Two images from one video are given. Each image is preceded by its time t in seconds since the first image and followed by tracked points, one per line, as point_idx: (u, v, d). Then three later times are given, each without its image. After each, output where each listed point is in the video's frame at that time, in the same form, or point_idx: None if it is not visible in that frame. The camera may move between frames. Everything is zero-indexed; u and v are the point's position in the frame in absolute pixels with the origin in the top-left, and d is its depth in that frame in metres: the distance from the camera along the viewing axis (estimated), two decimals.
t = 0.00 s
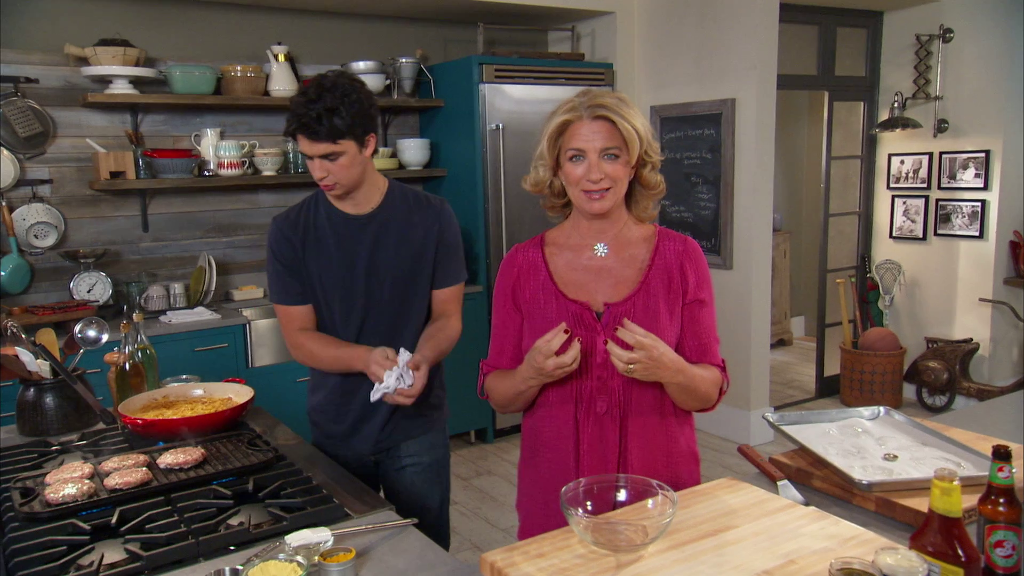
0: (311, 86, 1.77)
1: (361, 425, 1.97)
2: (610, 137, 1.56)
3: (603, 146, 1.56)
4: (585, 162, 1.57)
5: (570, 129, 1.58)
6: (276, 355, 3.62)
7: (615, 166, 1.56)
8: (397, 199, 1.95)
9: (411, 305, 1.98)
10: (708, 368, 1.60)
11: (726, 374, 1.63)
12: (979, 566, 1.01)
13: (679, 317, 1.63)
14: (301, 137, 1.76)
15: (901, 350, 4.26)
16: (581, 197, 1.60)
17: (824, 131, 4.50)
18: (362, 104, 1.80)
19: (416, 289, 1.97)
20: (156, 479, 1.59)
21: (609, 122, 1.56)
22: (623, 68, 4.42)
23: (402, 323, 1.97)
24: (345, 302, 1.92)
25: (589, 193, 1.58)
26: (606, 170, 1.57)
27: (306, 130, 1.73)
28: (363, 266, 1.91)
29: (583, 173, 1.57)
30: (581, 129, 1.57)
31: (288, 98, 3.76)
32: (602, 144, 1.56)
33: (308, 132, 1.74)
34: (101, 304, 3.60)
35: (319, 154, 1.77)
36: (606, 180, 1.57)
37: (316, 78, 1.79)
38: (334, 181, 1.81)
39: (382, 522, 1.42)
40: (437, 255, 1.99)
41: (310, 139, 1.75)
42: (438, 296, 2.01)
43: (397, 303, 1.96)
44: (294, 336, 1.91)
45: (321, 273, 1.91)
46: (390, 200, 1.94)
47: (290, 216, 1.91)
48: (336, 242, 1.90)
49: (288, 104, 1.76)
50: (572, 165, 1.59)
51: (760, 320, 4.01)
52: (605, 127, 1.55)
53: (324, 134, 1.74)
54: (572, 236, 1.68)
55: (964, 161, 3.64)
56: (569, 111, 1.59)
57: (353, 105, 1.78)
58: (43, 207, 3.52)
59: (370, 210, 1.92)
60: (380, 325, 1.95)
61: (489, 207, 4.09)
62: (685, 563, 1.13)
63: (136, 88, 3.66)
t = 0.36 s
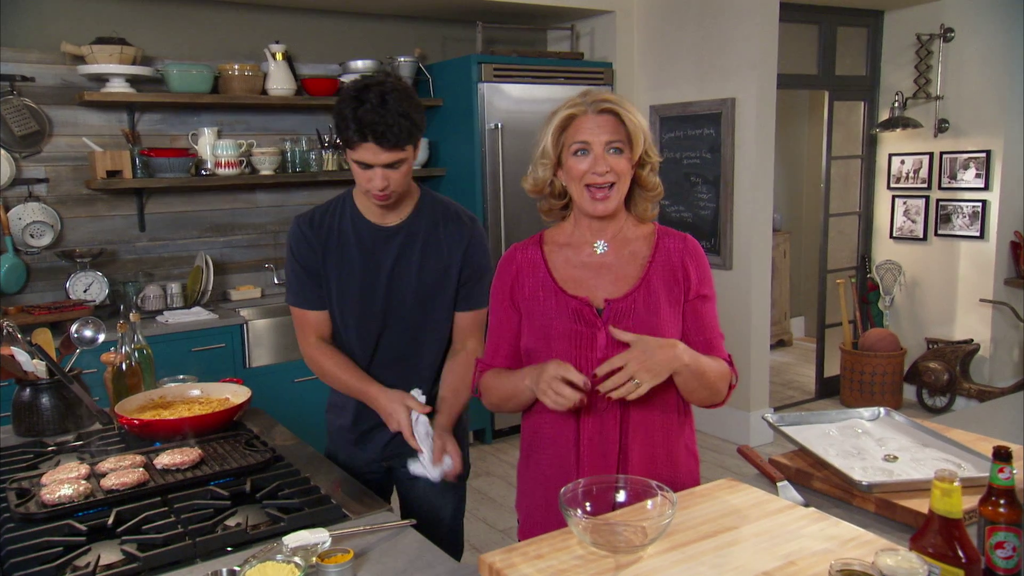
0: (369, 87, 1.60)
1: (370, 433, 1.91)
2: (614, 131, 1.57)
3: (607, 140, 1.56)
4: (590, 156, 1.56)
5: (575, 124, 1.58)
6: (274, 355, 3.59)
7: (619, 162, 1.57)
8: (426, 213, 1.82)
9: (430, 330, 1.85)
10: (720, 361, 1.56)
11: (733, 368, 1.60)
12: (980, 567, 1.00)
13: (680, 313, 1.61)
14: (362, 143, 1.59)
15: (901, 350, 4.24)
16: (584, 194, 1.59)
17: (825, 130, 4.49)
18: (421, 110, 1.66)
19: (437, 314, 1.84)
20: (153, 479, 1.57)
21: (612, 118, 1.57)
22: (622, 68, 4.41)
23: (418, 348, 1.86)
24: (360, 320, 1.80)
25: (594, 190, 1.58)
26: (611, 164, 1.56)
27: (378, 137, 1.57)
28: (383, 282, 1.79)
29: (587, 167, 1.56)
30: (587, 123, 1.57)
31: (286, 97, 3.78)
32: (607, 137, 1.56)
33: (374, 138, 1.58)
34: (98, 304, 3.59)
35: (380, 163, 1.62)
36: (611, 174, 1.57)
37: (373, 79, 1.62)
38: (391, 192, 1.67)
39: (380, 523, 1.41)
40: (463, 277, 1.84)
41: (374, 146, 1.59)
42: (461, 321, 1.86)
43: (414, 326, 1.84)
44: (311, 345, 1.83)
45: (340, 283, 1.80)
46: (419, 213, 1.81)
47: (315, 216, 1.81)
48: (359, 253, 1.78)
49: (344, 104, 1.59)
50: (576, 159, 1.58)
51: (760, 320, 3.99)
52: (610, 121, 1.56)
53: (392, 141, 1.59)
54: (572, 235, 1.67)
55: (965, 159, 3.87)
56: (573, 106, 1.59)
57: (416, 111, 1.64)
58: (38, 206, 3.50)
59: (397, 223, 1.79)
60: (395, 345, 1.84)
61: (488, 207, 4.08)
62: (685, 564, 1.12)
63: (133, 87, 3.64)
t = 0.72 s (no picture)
0: (415, 131, 1.56)
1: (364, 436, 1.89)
2: (613, 131, 1.59)
3: (605, 139, 1.58)
4: (588, 154, 1.58)
5: (573, 123, 1.60)
6: (268, 356, 3.59)
7: (617, 161, 1.58)
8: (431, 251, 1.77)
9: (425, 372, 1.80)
10: (706, 329, 1.50)
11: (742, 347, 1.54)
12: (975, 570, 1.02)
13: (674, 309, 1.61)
14: (413, 188, 1.56)
15: (898, 353, 4.23)
16: (581, 190, 1.59)
17: (822, 131, 4.49)
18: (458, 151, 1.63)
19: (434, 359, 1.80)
20: (145, 481, 1.56)
21: (611, 118, 1.60)
22: (619, 68, 4.41)
23: (412, 389, 1.81)
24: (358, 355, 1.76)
25: (591, 186, 1.59)
26: (609, 163, 1.58)
27: (433, 184, 1.56)
28: (384, 317, 1.75)
29: (585, 165, 1.58)
30: (586, 122, 1.59)
31: (281, 96, 3.77)
32: (605, 137, 1.58)
33: (428, 184, 1.56)
34: (90, 304, 3.56)
35: (426, 208, 1.60)
36: (608, 172, 1.58)
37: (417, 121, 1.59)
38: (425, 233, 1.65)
39: (374, 525, 1.40)
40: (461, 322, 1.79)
41: (418, 190, 1.56)
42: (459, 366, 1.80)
43: (409, 367, 1.79)
44: (317, 377, 1.74)
45: (339, 311, 1.73)
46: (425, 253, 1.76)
47: (319, 237, 1.74)
48: (362, 285, 1.73)
49: (388, 151, 1.54)
50: (574, 158, 1.59)
51: (756, 322, 3.99)
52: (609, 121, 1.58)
53: (441, 187, 1.57)
54: (567, 236, 1.66)
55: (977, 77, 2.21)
56: (572, 106, 1.61)
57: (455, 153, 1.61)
58: (30, 206, 3.48)
59: (402, 259, 1.74)
60: (389, 381, 1.79)
61: (483, 208, 4.07)
62: (681, 567, 1.10)
63: (126, 85, 3.61)
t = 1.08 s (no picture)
0: (450, 164, 1.53)
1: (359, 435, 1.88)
2: (605, 128, 1.60)
3: (598, 137, 1.59)
4: (581, 151, 1.59)
5: (566, 120, 1.61)
6: (263, 356, 3.58)
7: (609, 158, 1.59)
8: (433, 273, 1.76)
9: (418, 390, 1.81)
10: (707, 330, 1.50)
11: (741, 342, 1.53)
12: (971, 568, 1.01)
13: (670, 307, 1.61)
14: (444, 222, 1.54)
15: (895, 352, 4.21)
16: (574, 187, 1.60)
17: (818, 130, 4.49)
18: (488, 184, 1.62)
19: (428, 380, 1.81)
20: (139, 481, 1.55)
21: (604, 116, 1.60)
22: (616, 66, 4.40)
23: (404, 406, 1.81)
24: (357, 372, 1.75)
25: (585, 183, 1.59)
26: (601, 160, 1.59)
27: (465, 220, 1.54)
28: (385, 337, 1.74)
29: (578, 162, 1.59)
30: (578, 119, 1.60)
31: (276, 94, 3.75)
32: (598, 134, 1.59)
33: (459, 219, 1.54)
34: (83, 303, 3.53)
35: (452, 239, 1.59)
36: (600, 169, 1.58)
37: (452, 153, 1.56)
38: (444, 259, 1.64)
39: (370, 525, 1.39)
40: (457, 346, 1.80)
41: (450, 223, 1.54)
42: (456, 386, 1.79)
43: (404, 385, 1.79)
44: (319, 392, 1.69)
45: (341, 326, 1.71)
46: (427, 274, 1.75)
47: (326, 251, 1.71)
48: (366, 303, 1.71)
49: (424, 181, 1.52)
50: (568, 155, 1.60)
51: (753, 322, 3.98)
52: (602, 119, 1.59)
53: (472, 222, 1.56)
54: (563, 235, 1.66)
55: None
56: (566, 104, 1.62)
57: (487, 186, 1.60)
58: (23, 204, 3.46)
59: (406, 281, 1.73)
60: (384, 398, 1.79)
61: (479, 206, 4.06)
62: (676, 566, 1.10)
63: (119, 83, 3.60)
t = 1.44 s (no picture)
0: (440, 159, 1.55)
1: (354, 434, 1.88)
2: (598, 121, 1.60)
3: (590, 130, 1.59)
4: (574, 143, 1.59)
5: (561, 114, 1.63)
6: (259, 354, 3.57)
7: (603, 151, 1.59)
8: (426, 284, 1.73)
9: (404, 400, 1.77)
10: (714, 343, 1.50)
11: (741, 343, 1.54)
12: (966, 567, 1.00)
13: (667, 307, 1.60)
14: (430, 213, 1.54)
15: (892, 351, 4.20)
16: (568, 180, 1.60)
17: (817, 129, 4.49)
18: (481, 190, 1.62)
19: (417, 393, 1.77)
20: (134, 479, 1.54)
21: (597, 110, 1.61)
22: (613, 64, 4.39)
23: (393, 414, 1.79)
24: (344, 373, 1.74)
25: (578, 177, 1.59)
26: (594, 153, 1.58)
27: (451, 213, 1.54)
28: (372, 339, 1.73)
29: (571, 156, 1.59)
30: (571, 113, 1.61)
31: (272, 91, 3.74)
32: (590, 127, 1.59)
33: (445, 211, 1.53)
34: (78, 301, 3.50)
35: (439, 237, 1.57)
36: (593, 162, 1.58)
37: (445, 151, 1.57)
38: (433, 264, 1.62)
39: (366, 523, 1.38)
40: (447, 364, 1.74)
41: (436, 215, 1.54)
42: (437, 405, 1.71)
43: (391, 393, 1.76)
44: (291, 375, 1.74)
45: (328, 322, 1.72)
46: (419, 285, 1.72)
47: (324, 248, 1.75)
48: (355, 305, 1.71)
49: (415, 172, 1.53)
50: (561, 149, 1.60)
51: (751, 320, 3.97)
52: (594, 111, 1.60)
53: (459, 217, 1.55)
54: (558, 234, 1.66)
55: None
56: (560, 99, 1.64)
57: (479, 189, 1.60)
58: (17, 201, 3.44)
59: (397, 287, 1.71)
60: (372, 401, 1.77)
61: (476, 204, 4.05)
62: (673, 565, 1.09)
63: (114, 79, 3.58)
